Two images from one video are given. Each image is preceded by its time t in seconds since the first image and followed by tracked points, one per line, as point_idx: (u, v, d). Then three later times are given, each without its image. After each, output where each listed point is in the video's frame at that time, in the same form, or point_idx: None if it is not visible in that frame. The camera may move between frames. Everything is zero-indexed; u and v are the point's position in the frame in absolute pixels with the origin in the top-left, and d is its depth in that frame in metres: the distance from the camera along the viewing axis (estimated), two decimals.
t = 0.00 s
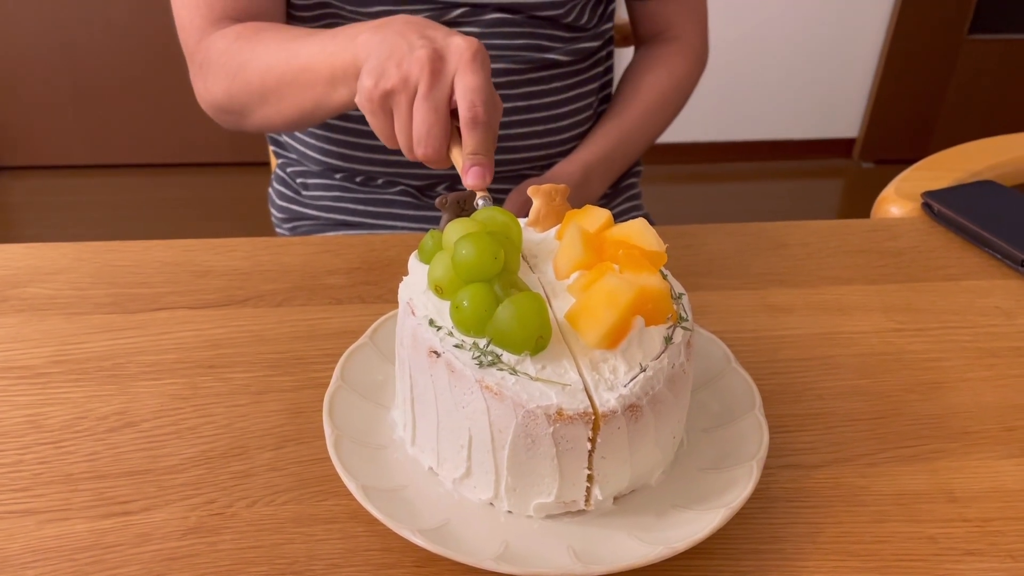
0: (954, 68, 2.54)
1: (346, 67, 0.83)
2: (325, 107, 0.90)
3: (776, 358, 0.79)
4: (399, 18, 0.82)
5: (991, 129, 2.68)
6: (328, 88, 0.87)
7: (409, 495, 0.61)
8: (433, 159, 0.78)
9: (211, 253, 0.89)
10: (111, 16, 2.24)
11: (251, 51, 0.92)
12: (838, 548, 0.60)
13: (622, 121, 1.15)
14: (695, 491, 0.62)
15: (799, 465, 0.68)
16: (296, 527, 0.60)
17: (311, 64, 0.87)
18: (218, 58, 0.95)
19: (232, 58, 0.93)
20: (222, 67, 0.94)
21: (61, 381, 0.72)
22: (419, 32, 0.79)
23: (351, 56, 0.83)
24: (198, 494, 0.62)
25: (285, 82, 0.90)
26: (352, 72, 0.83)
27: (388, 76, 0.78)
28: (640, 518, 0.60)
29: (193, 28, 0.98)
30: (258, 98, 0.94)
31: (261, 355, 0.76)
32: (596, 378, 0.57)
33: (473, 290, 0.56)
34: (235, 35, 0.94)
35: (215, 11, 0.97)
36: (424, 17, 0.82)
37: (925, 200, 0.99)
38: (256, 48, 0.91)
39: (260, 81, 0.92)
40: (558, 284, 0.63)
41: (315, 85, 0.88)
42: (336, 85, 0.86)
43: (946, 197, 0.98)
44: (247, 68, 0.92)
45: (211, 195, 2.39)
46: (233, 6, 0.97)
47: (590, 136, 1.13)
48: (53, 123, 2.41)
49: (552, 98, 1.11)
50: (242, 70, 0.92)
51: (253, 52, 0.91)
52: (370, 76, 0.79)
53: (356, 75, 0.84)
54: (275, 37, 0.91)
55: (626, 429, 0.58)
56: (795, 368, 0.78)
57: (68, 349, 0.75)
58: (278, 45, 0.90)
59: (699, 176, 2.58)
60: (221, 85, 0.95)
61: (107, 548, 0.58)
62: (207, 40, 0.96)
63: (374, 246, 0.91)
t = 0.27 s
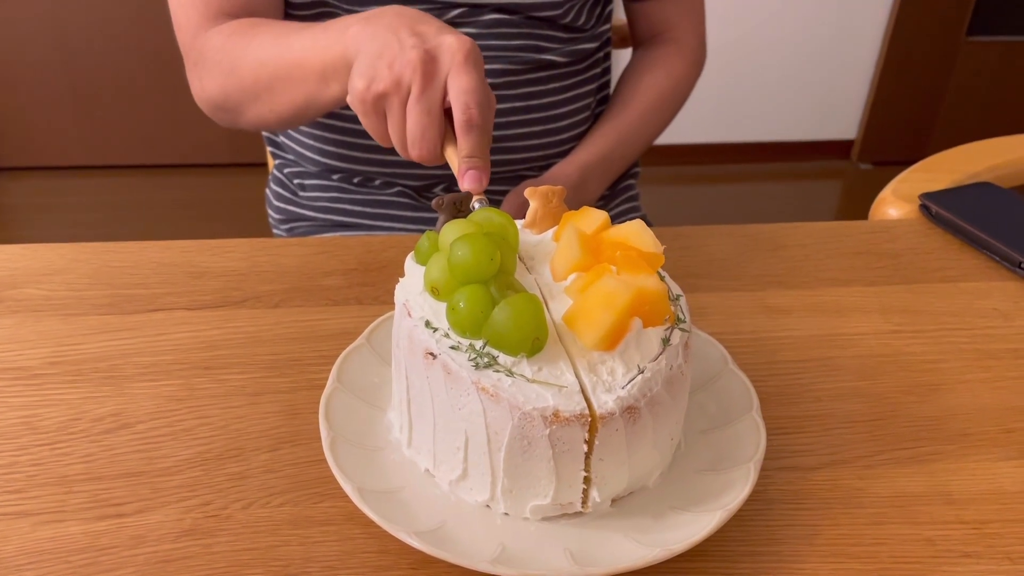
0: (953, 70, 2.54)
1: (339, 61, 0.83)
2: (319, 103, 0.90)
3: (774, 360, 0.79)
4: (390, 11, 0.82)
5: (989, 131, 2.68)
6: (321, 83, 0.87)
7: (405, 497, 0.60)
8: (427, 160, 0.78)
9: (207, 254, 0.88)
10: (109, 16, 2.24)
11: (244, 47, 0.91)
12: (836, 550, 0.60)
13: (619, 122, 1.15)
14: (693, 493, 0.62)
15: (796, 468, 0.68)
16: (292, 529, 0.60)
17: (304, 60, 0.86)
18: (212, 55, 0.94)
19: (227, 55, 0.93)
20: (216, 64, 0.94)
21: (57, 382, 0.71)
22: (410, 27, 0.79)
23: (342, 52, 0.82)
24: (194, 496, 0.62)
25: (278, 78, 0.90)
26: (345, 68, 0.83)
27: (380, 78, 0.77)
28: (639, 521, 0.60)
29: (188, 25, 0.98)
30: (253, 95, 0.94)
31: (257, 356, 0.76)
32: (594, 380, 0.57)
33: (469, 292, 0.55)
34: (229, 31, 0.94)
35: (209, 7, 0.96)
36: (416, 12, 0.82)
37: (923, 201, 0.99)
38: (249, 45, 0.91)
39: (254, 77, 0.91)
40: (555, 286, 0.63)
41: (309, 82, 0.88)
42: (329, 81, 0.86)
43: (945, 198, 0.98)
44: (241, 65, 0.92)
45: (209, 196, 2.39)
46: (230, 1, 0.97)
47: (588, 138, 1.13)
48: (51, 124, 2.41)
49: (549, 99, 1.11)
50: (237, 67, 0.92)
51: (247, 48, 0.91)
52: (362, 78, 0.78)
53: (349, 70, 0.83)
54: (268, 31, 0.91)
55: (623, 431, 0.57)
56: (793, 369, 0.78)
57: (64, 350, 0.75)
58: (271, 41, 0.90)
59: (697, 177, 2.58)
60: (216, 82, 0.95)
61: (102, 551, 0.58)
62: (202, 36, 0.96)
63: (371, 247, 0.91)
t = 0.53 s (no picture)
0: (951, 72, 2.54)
1: (338, 64, 0.83)
2: (318, 105, 0.90)
3: (771, 362, 0.79)
4: (390, 16, 0.82)
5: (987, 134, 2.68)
6: (321, 85, 0.87)
7: (403, 498, 0.60)
8: (426, 171, 0.79)
9: (205, 256, 0.88)
10: (108, 18, 2.24)
11: (244, 47, 0.91)
12: (834, 551, 0.60)
13: (618, 123, 1.15)
14: (690, 495, 0.62)
15: (794, 470, 0.68)
16: (289, 531, 0.60)
17: (303, 62, 0.86)
18: (211, 54, 0.94)
19: (226, 54, 0.93)
20: (215, 64, 0.94)
21: (54, 383, 0.71)
22: (408, 36, 0.79)
23: (342, 56, 0.83)
24: (192, 498, 0.62)
25: (278, 79, 0.90)
26: (344, 71, 0.84)
27: (379, 88, 0.78)
28: (636, 523, 0.60)
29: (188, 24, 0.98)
30: (251, 95, 0.93)
31: (255, 358, 0.76)
32: (591, 381, 0.57)
33: (467, 293, 0.56)
34: (229, 30, 0.94)
35: (210, 6, 0.96)
36: (415, 20, 0.82)
37: (920, 203, 0.99)
38: (249, 45, 0.91)
39: (253, 78, 0.91)
40: (552, 288, 0.63)
41: (308, 84, 0.88)
42: (329, 84, 0.86)
43: (942, 200, 0.98)
44: (239, 64, 0.92)
45: (207, 197, 2.39)
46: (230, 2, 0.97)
47: (587, 140, 1.13)
48: (49, 125, 2.41)
49: (548, 100, 1.11)
50: (235, 67, 0.92)
51: (247, 48, 0.91)
52: (360, 89, 0.78)
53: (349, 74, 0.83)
54: (269, 32, 0.91)
55: (621, 433, 0.57)
56: (791, 371, 0.78)
57: (61, 352, 0.75)
58: (270, 42, 0.90)
59: (695, 179, 2.59)
60: (214, 81, 0.95)
61: (99, 552, 0.57)
62: (201, 35, 0.96)
63: (369, 249, 0.91)
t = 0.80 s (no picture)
0: (949, 75, 2.55)
1: (338, 72, 0.83)
2: (318, 111, 0.90)
3: (770, 365, 0.79)
4: (390, 24, 0.82)
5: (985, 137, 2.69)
6: (321, 92, 0.87)
7: (401, 500, 0.60)
8: (425, 177, 0.80)
9: (205, 258, 0.88)
10: (107, 20, 2.24)
11: (245, 52, 0.91)
12: (832, 554, 0.60)
13: (617, 126, 1.15)
14: (689, 497, 0.62)
15: (792, 472, 0.68)
16: (288, 533, 0.60)
17: (303, 68, 0.87)
18: (211, 58, 0.94)
19: (226, 59, 0.93)
20: (216, 68, 0.94)
21: (53, 386, 0.71)
22: (408, 43, 0.79)
23: (342, 63, 0.83)
24: (190, 500, 0.62)
25: (278, 85, 0.90)
26: (344, 79, 0.84)
27: (379, 95, 0.78)
28: (636, 525, 0.60)
29: (190, 27, 0.98)
30: (251, 100, 0.94)
31: (254, 360, 0.76)
32: (591, 384, 0.57)
33: (466, 295, 0.56)
34: (229, 35, 0.94)
35: (212, 9, 0.97)
36: (416, 27, 0.82)
37: (918, 206, 1.00)
38: (249, 50, 0.91)
39: (253, 83, 0.91)
40: (551, 291, 0.63)
41: (308, 91, 0.88)
42: (329, 91, 0.87)
43: (940, 203, 0.98)
44: (240, 69, 0.92)
45: (206, 200, 2.39)
46: (230, 5, 0.97)
47: (586, 143, 1.13)
48: (48, 128, 2.41)
49: (547, 103, 1.12)
50: (236, 72, 0.92)
51: (247, 53, 0.91)
52: (360, 96, 0.79)
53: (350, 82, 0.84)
54: (269, 38, 0.91)
55: (621, 435, 0.58)
56: (789, 374, 0.79)
57: (61, 354, 0.75)
58: (271, 47, 0.90)
59: (694, 182, 2.59)
60: (214, 85, 0.95)
61: (98, 554, 0.58)
62: (202, 39, 0.96)
63: (368, 251, 0.91)
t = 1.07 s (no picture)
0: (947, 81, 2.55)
1: (339, 82, 0.84)
2: (318, 120, 0.91)
3: (770, 370, 0.79)
4: (392, 36, 0.82)
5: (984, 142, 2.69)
6: (321, 102, 0.87)
7: (401, 506, 0.60)
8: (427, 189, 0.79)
9: (204, 263, 0.88)
10: (107, 26, 2.24)
11: (245, 61, 0.91)
12: (832, 560, 0.60)
13: (616, 132, 1.15)
14: (689, 502, 0.62)
15: (792, 478, 0.68)
16: (287, 538, 0.60)
17: (304, 79, 0.87)
18: (211, 67, 0.94)
19: (227, 68, 0.93)
20: (216, 76, 0.94)
21: (52, 391, 0.71)
22: (410, 56, 0.79)
23: (343, 74, 0.83)
24: (189, 505, 0.62)
25: (278, 94, 0.90)
26: (345, 90, 0.84)
27: (381, 107, 0.79)
28: (636, 531, 0.60)
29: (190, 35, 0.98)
30: (251, 109, 0.94)
31: (253, 366, 0.76)
32: (592, 390, 0.57)
33: (465, 300, 0.56)
34: (230, 44, 0.94)
35: (212, 17, 0.97)
36: (418, 40, 0.82)
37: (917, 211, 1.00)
38: (250, 59, 0.91)
39: (254, 92, 0.92)
40: (551, 296, 0.63)
41: (308, 101, 0.88)
42: (330, 101, 0.87)
43: (939, 209, 0.98)
44: (241, 78, 0.92)
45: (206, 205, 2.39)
46: (230, 11, 0.97)
47: (585, 148, 1.14)
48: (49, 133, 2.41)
49: (547, 109, 1.12)
50: (236, 80, 0.92)
51: (248, 62, 0.91)
52: (362, 107, 0.79)
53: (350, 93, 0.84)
54: (270, 47, 0.91)
55: (622, 440, 0.57)
56: (789, 379, 0.78)
57: (60, 360, 0.75)
58: (271, 57, 0.90)
59: (693, 188, 2.59)
60: (215, 93, 0.95)
61: (96, 560, 0.57)
62: (203, 47, 0.96)
63: (368, 256, 0.91)
